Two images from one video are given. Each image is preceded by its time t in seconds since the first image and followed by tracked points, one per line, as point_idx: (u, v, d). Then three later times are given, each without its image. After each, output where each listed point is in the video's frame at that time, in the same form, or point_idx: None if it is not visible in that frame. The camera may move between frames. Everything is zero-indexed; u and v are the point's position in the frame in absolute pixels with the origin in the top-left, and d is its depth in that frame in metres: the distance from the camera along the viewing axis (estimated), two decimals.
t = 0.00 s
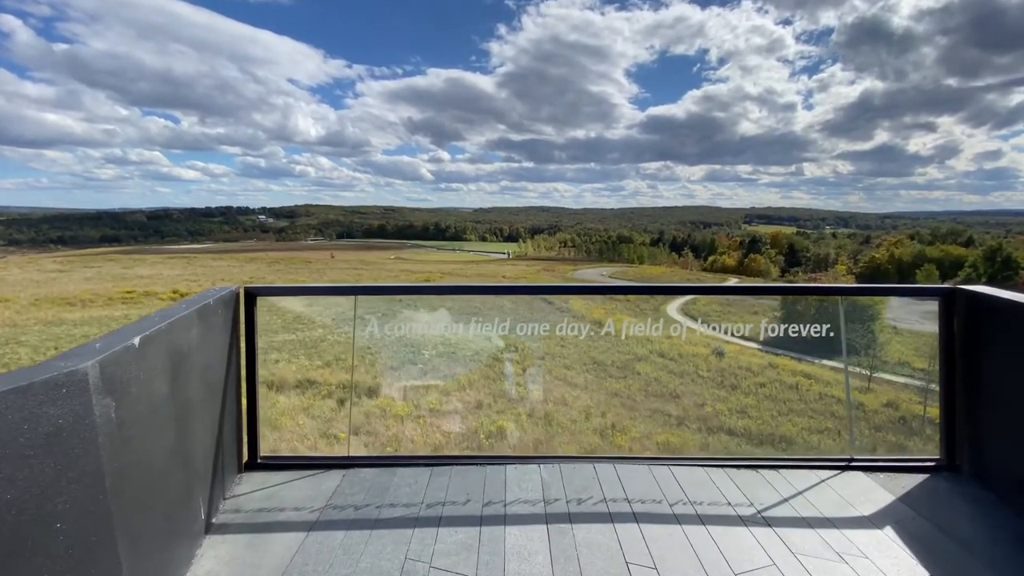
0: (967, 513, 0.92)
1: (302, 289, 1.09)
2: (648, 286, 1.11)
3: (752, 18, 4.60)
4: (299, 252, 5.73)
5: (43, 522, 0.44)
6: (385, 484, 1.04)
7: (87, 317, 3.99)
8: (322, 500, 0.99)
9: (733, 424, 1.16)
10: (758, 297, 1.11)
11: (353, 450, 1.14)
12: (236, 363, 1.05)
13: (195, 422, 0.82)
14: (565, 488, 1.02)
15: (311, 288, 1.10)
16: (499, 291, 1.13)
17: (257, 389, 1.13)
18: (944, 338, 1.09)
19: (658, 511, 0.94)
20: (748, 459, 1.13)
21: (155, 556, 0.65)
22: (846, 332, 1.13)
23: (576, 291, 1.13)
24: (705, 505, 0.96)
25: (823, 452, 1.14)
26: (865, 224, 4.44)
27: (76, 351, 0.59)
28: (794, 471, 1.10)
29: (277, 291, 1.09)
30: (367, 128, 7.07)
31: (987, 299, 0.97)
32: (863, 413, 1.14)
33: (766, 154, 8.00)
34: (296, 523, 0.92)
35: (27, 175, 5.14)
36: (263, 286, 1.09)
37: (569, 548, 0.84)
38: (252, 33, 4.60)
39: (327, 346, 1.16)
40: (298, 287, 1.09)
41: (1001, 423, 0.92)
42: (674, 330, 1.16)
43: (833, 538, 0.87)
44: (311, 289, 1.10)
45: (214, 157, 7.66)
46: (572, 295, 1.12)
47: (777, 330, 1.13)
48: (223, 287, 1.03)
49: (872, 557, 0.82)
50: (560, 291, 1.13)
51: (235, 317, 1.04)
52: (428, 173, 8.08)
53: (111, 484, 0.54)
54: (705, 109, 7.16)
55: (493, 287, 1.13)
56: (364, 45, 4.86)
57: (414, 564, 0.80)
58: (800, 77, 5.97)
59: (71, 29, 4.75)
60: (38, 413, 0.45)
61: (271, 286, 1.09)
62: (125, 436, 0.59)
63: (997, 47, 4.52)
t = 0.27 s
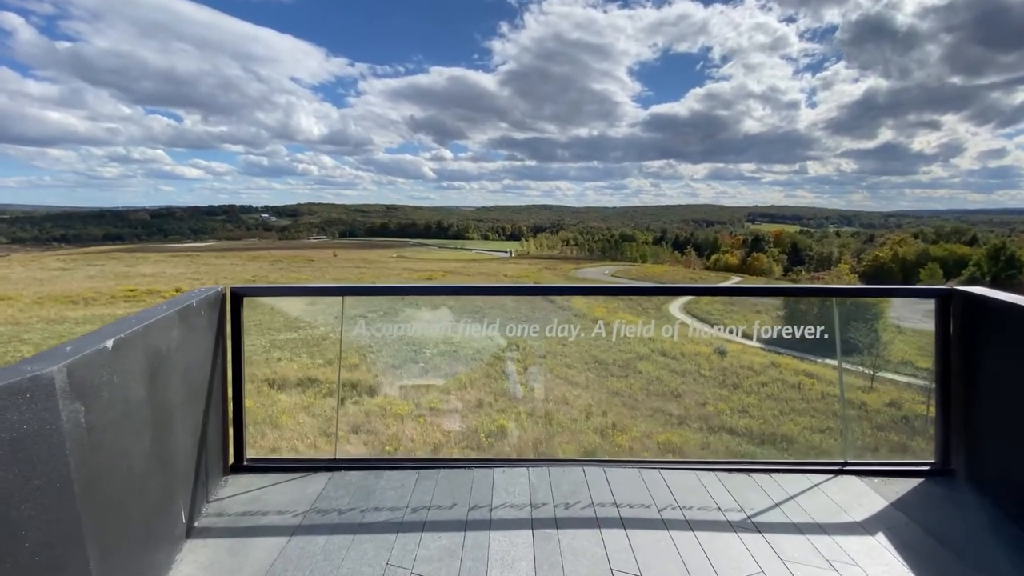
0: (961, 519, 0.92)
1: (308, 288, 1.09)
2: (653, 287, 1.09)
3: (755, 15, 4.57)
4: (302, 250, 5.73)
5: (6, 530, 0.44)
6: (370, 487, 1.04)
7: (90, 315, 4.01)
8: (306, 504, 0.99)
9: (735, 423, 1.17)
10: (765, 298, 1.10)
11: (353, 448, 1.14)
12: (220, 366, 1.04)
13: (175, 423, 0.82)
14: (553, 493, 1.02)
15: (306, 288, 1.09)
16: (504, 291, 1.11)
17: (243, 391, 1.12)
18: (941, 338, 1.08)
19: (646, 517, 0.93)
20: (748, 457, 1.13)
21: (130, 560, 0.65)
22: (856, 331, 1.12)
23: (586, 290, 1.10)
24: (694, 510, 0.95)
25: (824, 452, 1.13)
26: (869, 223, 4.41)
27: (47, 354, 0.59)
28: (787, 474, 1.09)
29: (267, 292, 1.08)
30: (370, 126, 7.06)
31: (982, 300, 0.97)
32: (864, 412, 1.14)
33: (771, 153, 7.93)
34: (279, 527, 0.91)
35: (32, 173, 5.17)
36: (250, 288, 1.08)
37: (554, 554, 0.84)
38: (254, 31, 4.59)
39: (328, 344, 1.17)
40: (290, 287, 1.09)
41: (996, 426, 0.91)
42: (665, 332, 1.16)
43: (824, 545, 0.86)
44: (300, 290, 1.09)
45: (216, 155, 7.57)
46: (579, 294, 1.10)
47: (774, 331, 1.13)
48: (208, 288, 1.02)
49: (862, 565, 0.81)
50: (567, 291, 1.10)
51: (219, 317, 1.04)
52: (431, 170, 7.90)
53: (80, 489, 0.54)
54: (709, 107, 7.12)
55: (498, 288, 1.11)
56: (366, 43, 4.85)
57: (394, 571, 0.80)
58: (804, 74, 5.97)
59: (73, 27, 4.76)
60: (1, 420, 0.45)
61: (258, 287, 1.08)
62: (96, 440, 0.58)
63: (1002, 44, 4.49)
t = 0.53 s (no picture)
0: (956, 525, 0.91)
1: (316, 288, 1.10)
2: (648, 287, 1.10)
3: (757, 14, 4.56)
4: (304, 249, 5.75)
5: None
6: (356, 490, 1.04)
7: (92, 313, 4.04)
8: (290, 508, 0.98)
9: (736, 422, 1.16)
10: (764, 298, 1.10)
11: (352, 448, 1.14)
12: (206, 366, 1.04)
13: (156, 425, 0.81)
14: (541, 497, 1.01)
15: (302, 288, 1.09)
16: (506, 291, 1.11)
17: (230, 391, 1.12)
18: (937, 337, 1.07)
19: (635, 522, 0.93)
20: (748, 458, 1.13)
21: (102, 565, 0.65)
22: (858, 328, 1.11)
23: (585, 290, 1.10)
24: (684, 515, 0.95)
25: (825, 453, 1.13)
26: (871, 222, 4.39)
27: (18, 356, 0.59)
28: (780, 478, 1.09)
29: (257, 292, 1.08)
30: (372, 124, 7.07)
31: (978, 301, 0.96)
32: (866, 412, 1.14)
33: (773, 151, 7.92)
34: (260, 532, 0.91)
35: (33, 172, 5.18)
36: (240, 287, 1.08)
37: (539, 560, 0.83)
38: (255, 30, 4.59)
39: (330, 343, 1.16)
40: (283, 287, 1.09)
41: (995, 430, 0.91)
42: (657, 333, 1.15)
43: (816, 551, 0.85)
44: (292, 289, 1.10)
45: (218, 154, 7.51)
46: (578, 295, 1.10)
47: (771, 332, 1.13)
48: (194, 288, 1.02)
49: (854, 572, 0.80)
50: (567, 291, 1.10)
51: (206, 317, 1.04)
52: (433, 168, 7.61)
53: (45, 494, 0.53)
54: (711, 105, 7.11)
55: (498, 288, 1.11)
56: (366, 42, 4.85)
57: None
58: (806, 73, 5.98)
59: (75, 26, 4.78)
60: None
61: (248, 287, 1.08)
62: (66, 444, 0.58)
63: (1006, 42, 4.47)
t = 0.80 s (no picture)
0: (955, 530, 0.91)
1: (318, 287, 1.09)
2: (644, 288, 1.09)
3: (759, 12, 4.53)
4: (304, 248, 5.76)
5: None
6: (343, 495, 1.03)
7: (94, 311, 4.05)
8: (276, 511, 0.98)
9: (736, 422, 1.16)
10: (766, 299, 1.09)
11: (351, 447, 1.14)
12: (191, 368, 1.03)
13: (136, 429, 0.80)
14: (531, 502, 1.00)
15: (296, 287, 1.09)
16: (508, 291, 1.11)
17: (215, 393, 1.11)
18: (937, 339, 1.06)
19: (627, 528, 0.92)
20: (749, 458, 1.13)
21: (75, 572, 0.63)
22: (861, 323, 1.10)
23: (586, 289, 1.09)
24: (677, 521, 0.94)
25: (826, 452, 1.13)
26: (873, 222, 4.37)
27: None
28: (776, 483, 1.09)
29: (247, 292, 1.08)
30: (373, 123, 7.07)
31: (980, 303, 0.95)
32: (869, 411, 1.13)
33: (774, 151, 7.91)
34: (244, 536, 0.90)
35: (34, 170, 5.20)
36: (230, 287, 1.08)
37: (527, 567, 0.82)
38: (256, 29, 4.58)
39: (330, 343, 1.15)
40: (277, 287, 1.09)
41: (994, 431, 0.90)
42: (650, 336, 1.15)
43: (810, 557, 0.84)
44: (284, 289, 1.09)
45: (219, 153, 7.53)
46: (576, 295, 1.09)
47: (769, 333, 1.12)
48: (178, 287, 1.01)
49: None
50: (568, 291, 1.10)
51: (190, 318, 1.02)
52: (433, 168, 7.56)
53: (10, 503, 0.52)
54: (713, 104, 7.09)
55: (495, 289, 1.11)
56: (367, 41, 4.84)
57: None
58: (808, 72, 5.97)
59: (76, 25, 4.77)
60: None
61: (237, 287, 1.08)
62: (33, 450, 0.57)
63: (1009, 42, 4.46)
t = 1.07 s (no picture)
0: (961, 540, 0.90)
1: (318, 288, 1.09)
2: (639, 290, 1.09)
3: (760, 13, 4.52)
4: (304, 248, 5.77)
5: None
6: (333, 502, 1.02)
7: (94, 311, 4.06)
8: (263, 521, 0.96)
9: (737, 423, 1.16)
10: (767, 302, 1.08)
11: (349, 448, 1.14)
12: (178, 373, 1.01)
13: (118, 437, 0.76)
14: (526, 511, 0.99)
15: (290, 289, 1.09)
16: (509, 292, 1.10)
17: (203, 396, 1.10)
18: (943, 342, 1.06)
19: (624, 538, 0.91)
20: (748, 459, 1.13)
21: None
22: (863, 322, 1.10)
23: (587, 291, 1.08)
24: (674, 530, 0.93)
25: (828, 452, 1.13)
26: (874, 222, 4.36)
27: None
28: (780, 489, 1.08)
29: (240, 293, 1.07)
30: (373, 123, 7.07)
31: (986, 306, 0.94)
32: (870, 413, 1.13)
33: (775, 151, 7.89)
34: (227, 546, 0.88)
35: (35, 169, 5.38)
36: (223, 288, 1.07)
37: None
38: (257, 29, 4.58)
39: (328, 343, 1.13)
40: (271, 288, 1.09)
41: (1002, 436, 0.89)
42: (648, 340, 1.14)
43: (812, 571, 0.83)
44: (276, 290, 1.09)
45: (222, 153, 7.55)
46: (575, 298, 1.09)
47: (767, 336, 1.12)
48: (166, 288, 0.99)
49: None
50: (567, 293, 1.09)
51: (177, 319, 1.00)
52: (434, 168, 7.53)
53: None
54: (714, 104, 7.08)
55: (492, 291, 1.11)
56: (367, 41, 4.83)
57: None
58: (808, 72, 5.95)
59: (77, 25, 4.79)
60: None
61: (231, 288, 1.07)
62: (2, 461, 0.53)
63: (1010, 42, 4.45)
